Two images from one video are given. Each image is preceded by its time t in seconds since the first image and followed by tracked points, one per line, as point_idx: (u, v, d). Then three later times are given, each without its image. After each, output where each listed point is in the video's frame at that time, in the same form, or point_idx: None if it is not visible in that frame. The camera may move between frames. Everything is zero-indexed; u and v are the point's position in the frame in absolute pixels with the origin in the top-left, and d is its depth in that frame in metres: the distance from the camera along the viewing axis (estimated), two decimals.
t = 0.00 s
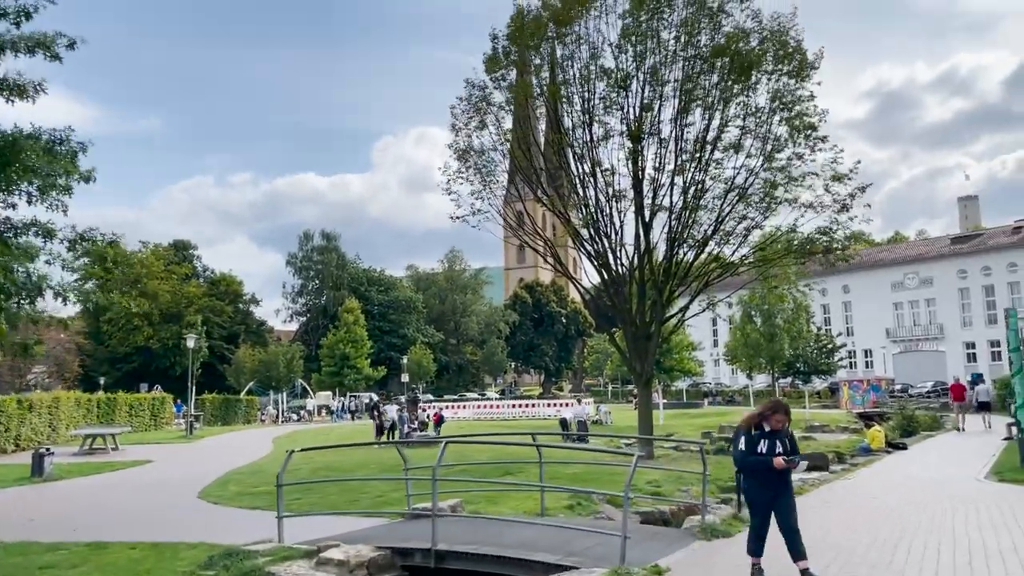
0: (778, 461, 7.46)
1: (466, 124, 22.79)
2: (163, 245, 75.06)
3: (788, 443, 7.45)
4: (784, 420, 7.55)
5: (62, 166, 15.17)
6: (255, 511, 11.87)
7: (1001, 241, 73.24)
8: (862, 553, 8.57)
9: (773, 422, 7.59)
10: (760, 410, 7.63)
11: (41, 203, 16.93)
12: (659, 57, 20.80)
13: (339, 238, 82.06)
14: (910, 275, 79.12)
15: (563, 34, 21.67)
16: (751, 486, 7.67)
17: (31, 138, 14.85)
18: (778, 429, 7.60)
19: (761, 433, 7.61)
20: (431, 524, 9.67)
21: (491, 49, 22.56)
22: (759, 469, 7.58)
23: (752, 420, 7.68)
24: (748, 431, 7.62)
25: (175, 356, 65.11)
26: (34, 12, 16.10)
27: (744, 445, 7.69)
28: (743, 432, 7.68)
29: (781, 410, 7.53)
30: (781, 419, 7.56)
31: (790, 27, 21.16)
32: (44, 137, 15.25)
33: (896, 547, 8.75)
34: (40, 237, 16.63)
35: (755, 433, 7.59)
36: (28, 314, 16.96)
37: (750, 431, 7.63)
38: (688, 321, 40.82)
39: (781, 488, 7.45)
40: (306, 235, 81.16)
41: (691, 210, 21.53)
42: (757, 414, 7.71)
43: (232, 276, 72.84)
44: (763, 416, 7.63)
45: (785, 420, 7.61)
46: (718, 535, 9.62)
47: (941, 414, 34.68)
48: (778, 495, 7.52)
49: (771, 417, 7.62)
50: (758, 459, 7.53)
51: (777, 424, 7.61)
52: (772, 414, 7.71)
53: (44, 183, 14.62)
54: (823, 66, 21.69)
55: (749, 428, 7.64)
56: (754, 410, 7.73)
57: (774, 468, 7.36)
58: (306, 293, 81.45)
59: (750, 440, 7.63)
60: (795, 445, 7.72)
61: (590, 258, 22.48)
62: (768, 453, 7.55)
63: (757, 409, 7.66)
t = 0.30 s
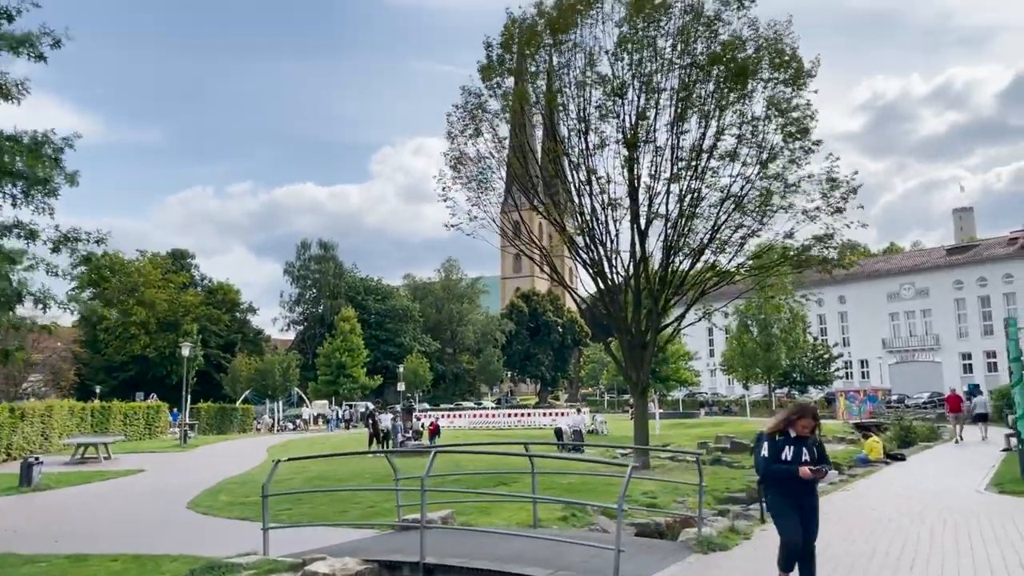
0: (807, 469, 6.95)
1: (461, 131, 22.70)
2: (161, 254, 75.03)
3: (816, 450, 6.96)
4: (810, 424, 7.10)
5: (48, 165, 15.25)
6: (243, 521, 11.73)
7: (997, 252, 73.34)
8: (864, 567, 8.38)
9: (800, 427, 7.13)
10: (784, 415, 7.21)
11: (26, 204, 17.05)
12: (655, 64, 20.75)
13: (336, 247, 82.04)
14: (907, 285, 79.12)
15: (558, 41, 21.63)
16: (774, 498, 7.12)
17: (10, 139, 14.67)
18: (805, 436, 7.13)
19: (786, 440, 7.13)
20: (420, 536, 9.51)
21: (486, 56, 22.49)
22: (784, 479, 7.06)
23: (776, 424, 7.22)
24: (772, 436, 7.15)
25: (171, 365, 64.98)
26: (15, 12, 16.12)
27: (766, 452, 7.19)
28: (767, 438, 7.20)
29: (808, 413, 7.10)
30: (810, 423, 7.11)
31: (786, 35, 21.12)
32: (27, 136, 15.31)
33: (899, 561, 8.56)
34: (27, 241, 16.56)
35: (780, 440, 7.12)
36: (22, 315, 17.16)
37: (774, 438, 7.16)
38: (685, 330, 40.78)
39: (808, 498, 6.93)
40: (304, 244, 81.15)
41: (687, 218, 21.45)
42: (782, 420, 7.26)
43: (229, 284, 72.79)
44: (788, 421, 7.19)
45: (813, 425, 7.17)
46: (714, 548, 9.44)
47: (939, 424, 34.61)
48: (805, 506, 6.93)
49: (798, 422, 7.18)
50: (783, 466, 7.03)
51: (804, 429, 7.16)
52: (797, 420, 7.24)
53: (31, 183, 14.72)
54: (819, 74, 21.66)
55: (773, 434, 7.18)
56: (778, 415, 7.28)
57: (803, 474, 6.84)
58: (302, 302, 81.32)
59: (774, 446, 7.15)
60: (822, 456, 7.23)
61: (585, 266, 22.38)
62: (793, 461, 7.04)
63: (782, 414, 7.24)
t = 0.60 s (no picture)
0: (828, 494, 6.61)
1: (458, 140, 22.51)
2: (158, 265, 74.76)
3: (841, 474, 6.65)
4: (833, 447, 6.78)
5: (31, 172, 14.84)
6: (230, 539, 11.45)
7: (998, 265, 73.20)
8: None
9: (824, 449, 6.81)
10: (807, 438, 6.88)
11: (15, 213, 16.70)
12: (654, 73, 20.60)
13: (334, 257, 81.80)
14: (908, 298, 78.94)
15: (557, 50, 21.46)
16: (796, 528, 6.77)
17: None
18: (829, 459, 6.82)
19: (807, 464, 6.82)
20: (410, 554, 9.23)
21: (483, 64, 22.32)
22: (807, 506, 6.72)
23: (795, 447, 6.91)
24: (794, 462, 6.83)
25: (167, 376, 64.68)
26: None
27: (787, 478, 6.87)
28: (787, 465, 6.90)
29: (831, 434, 6.78)
30: (831, 445, 6.79)
31: (787, 44, 20.96)
32: (7, 139, 15.07)
33: None
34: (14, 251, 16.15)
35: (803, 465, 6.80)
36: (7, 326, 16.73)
37: (795, 463, 6.85)
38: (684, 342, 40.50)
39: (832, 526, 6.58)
40: (302, 255, 80.93)
41: (686, 228, 21.24)
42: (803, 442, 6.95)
43: (226, 295, 72.50)
44: (810, 444, 6.86)
45: (836, 447, 6.83)
46: (715, 570, 9.18)
47: (941, 439, 34.29)
48: (834, 536, 6.63)
49: (818, 443, 6.86)
50: (804, 492, 6.70)
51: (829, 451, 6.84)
52: (819, 441, 6.92)
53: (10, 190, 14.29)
54: (820, 84, 21.50)
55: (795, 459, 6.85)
56: (799, 437, 6.97)
57: (823, 500, 6.50)
58: (300, 313, 80.98)
59: (796, 471, 6.84)
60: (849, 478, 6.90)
61: (584, 277, 22.17)
62: (817, 486, 6.73)
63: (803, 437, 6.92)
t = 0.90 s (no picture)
0: (857, 506, 6.07)
1: (457, 147, 22.39)
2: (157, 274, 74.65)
3: (869, 484, 6.10)
4: (861, 453, 6.23)
5: None
6: (221, 552, 11.23)
7: (998, 276, 73.09)
8: None
9: (849, 456, 6.29)
10: (832, 444, 6.39)
11: None
12: (653, 81, 20.51)
13: (333, 267, 81.69)
14: (908, 309, 78.81)
15: (556, 57, 21.36)
16: (822, 540, 6.26)
17: None
18: (857, 467, 6.28)
19: (831, 471, 6.32)
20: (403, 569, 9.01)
21: (481, 71, 22.24)
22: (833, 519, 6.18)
23: (821, 453, 6.40)
24: (817, 470, 6.38)
25: (164, 387, 64.32)
26: None
27: (809, 487, 6.36)
28: (810, 474, 6.45)
29: (856, 440, 6.24)
30: (859, 450, 6.24)
31: (787, 52, 20.87)
32: None
33: None
34: None
35: (828, 475, 6.32)
36: None
37: (818, 472, 6.39)
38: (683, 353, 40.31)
39: (861, 542, 6.04)
40: (301, 265, 80.85)
41: (685, 237, 21.11)
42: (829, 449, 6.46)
43: (225, 304, 72.36)
44: (835, 451, 6.37)
45: (865, 453, 6.29)
46: None
47: (942, 451, 34.05)
48: (860, 550, 6.07)
49: (844, 448, 6.32)
50: (828, 503, 6.19)
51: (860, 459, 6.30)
52: (845, 446, 6.38)
53: None
54: (820, 93, 21.42)
55: (819, 467, 6.39)
56: (822, 443, 6.45)
57: (851, 512, 5.96)
58: (299, 322, 80.77)
59: (819, 481, 6.37)
60: (880, 485, 6.36)
61: (583, 285, 22.01)
62: (843, 498, 6.22)
63: (827, 442, 6.43)
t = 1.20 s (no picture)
0: (901, 537, 5.34)
1: (454, 155, 22.17)
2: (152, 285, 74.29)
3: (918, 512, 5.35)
4: (908, 476, 5.44)
5: None
6: (208, 568, 10.94)
7: (996, 288, 73.06)
8: None
9: (896, 479, 5.49)
10: (876, 463, 5.56)
11: None
12: (652, 89, 20.35)
13: (329, 278, 81.42)
14: (906, 320, 78.68)
15: (554, 64, 21.19)
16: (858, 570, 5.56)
17: None
18: (902, 489, 5.52)
19: (874, 494, 5.55)
20: None
21: (478, 78, 22.05)
22: (873, 546, 5.45)
23: (863, 470, 5.61)
24: (858, 494, 5.57)
25: (158, 399, 63.83)
26: None
27: (847, 510, 5.60)
28: (850, 494, 5.65)
29: (904, 460, 5.43)
30: (907, 473, 5.44)
31: (786, 60, 20.72)
32: None
33: None
34: None
35: (870, 499, 5.53)
36: None
37: (860, 493, 5.61)
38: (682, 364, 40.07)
39: None
40: (297, 276, 80.55)
41: (685, 246, 20.88)
42: (870, 468, 5.63)
43: (220, 316, 72.00)
44: (879, 472, 5.56)
45: (913, 473, 5.48)
46: None
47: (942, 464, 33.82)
48: None
49: (890, 467, 5.52)
50: (868, 530, 5.44)
51: (906, 481, 5.52)
52: (891, 464, 5.59)
53: None
54: (820, 102, 21.27)
55: (861, 491, 5.58)
56: (866, 459, 5.64)
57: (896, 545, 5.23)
58: (294, 334, 80.38)
59: (860, 502, 5.59)
60: (927, 508, 5.60)
61: (580, 295, 21.77)
62: (886, 523, 5.48)
63: (870, 461, 5.60)
